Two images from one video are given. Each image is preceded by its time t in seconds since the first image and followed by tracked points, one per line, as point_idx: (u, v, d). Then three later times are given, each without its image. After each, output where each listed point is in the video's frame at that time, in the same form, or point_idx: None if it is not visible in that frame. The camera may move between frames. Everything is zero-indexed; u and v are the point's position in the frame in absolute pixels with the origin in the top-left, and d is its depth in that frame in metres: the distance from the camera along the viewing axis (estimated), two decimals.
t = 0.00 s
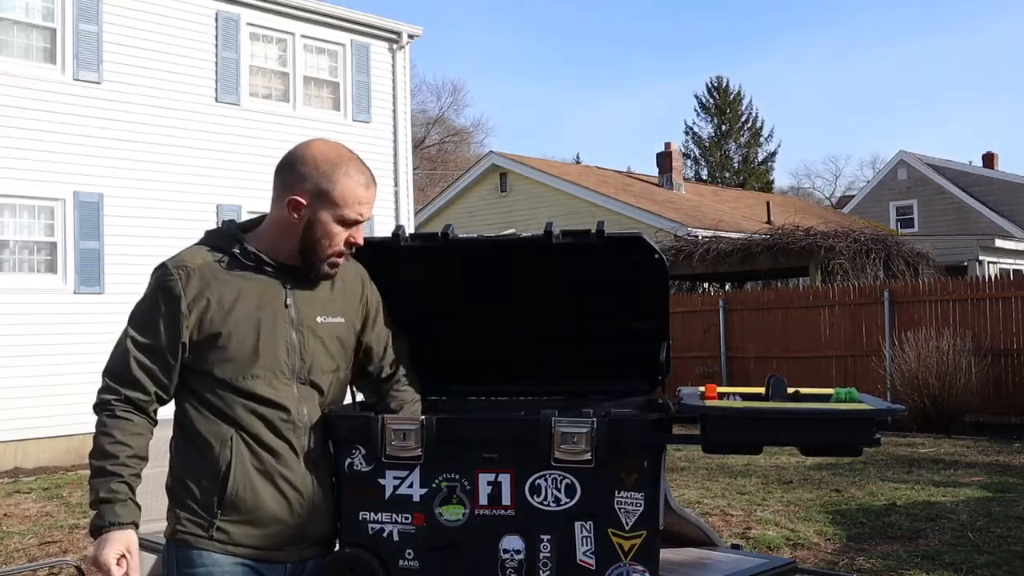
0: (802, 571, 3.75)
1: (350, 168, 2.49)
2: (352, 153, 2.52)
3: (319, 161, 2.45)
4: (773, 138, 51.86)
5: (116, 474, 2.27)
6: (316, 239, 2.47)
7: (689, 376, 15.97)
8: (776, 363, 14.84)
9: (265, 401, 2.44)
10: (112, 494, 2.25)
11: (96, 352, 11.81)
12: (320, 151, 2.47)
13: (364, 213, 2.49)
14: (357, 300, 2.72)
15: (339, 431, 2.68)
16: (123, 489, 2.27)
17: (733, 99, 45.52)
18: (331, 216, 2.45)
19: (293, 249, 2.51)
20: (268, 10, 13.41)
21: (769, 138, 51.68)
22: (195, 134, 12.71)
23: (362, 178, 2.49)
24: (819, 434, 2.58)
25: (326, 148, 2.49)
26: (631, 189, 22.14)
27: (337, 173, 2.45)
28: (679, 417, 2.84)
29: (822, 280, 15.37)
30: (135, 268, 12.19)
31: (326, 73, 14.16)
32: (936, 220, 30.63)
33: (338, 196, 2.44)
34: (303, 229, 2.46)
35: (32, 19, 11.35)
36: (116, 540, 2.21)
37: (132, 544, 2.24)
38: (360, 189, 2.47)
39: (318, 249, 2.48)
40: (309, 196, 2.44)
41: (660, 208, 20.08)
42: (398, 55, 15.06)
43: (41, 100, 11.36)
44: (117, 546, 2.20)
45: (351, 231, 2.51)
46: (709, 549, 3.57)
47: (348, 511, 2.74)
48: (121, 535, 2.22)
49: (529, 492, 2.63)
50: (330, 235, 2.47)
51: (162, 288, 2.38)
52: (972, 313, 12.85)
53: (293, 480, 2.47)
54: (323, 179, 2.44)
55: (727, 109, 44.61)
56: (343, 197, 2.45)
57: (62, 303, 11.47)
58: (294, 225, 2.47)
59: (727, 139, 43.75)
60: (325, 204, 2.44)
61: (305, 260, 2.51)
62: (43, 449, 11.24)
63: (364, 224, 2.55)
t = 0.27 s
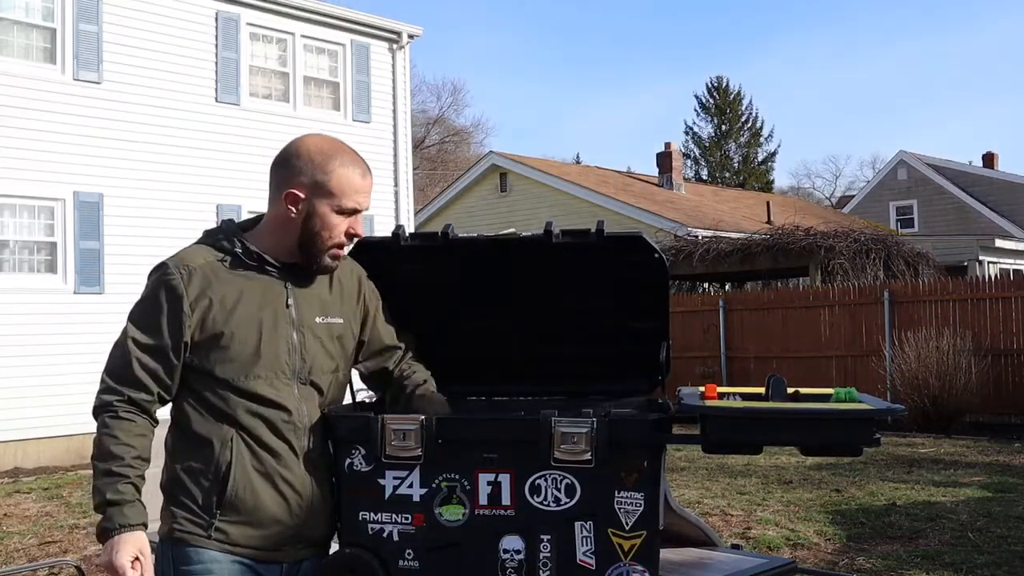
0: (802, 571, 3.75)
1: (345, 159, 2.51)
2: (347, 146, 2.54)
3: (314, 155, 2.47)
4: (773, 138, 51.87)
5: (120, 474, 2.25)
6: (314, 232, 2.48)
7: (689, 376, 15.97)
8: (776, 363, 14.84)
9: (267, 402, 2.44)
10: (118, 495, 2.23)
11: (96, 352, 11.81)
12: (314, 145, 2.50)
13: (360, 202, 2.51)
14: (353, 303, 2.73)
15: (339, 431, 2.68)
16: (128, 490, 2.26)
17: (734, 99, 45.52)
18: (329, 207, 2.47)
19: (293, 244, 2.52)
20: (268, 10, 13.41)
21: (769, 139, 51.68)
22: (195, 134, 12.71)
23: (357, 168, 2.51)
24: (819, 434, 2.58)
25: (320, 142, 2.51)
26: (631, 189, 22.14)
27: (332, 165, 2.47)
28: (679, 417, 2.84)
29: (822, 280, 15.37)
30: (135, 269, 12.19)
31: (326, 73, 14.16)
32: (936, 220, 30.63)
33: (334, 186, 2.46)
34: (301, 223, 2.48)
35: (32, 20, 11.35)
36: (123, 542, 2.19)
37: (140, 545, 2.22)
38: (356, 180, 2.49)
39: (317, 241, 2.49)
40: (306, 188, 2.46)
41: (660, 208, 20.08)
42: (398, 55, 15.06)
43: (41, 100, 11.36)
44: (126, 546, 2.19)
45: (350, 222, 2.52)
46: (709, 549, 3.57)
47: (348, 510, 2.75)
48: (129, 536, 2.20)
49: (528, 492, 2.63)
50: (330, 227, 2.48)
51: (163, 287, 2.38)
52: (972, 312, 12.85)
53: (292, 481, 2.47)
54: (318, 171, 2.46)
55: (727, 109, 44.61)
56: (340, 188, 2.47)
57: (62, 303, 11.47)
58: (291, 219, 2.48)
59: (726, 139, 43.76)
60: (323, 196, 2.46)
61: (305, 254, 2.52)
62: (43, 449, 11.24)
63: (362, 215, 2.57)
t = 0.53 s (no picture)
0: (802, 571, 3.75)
1: (326, 148, 2.52)
2: (327, 133, 2.55)
3: (295, 145, 2.48)
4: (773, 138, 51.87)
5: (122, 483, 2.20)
6: (304, 223, 2.49)
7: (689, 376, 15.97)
8: (776, 363, 14.84)
9: (263, 404, 2.43)
10: (121, 505, 2.18)
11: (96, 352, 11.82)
12: (295, 136, 2.50)
13: (346, 189, 2.52)
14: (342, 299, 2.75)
15: (340, 431, 2.72)
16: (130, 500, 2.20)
17: (733, 99, 45.52)
18: (315, 197, 2.48)
19: (282, 239, 2.53)
20: (268, 10, 13.41)
21: (769, 138, 51.68)
22: (195, 134, 12.71)
23: (339, 155, 2.52)
24: (819, 434, 2.58)
25: (299, 132, 2.52)
26: (631, 189, 22.13)
27: (313, 154, 2.48)
28: (679, 417, 2.84)
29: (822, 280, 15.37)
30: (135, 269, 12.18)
31: (326, 73, 14.16)
32: (936, 220, 30.64)
33: (317, 175, 2.47)
34: (288, 215, 2.49)
35: (33, 20, 11.35)
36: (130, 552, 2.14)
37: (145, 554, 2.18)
38: (339, 167, 2.50)
39: (308, 233, 2.50)
40: (290, 179, 2.46)
41: (660, 208, 20.08)
42: (398, 55, 15.05)
43: (41, 100, 11.35)
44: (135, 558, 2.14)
45: (337, 211, 2.53)
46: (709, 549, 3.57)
47: (349, 511, 2.77)
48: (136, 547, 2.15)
49: (529, 492, 2.63)
50: (318, 217, 2.49)
51: (156, 286, 2.33)
52: (972, 313, 12.84)
53: (287, 485, 2.47)
54: (301, 161, 2.46)
55: (727, 109, 44.62)
56: (323, 176, 2.47)
57: (62, 303, 11.47)
58: (278, 213, 2.50)
59: (726, 139, 43.73)
60: (308, 186, 2.47)
61: (295, 247, 2.53)
62: (43, 449, 11.24)
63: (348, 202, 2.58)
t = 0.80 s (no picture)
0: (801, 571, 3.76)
1: (276, 128, 2.45)
2: (273, 109, 2.48)
3: (245, 128, 2.41)
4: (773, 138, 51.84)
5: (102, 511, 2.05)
6: (258, 207, 2.44)
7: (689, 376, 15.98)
8: (777, 363, 14.84)
9: (237, 408, 2.37)
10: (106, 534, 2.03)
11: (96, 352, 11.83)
12: (243, 118, 2.43)
13: (299, 167, 2.46)
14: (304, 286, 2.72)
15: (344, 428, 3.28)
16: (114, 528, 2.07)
17: (734, 99, 45.49)
18: (271, 180, 2.42)
19: (237, 227, 2.47)
20: (268, 10, 13.40)
21: (769, 138, 51.66)
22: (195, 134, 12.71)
23: (287, 131, 2.45)
24: (821, 435, 2.58)
25: (244, 112, 2.45)
26: (630, 189, 22.13)
27: (264, 136, 2.41)
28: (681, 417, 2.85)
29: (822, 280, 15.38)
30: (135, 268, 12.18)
31: (326, 73, 14.16)
32: (936, 220, 30.62)
33: (271, 157, 2.41)
34: (243, 200, 2.43)
35: (33, 20, 11.34)
36: None
37: None
38: (293, 148, 2.45)
39: (264, 217, 2.44)
40: (244, 163, 2.40)
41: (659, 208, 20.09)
42: (398, 55, 15.05)
43: (41, 100, 11.35)
44: None
45: (293, 192, 2.48)
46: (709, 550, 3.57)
47: (358, 509, 3.32)
48: None
49: (529, 493, 3.14)
50: (275, 201, 2.44)
51: (113, 291, 2.20)
52: (972, 313, 12.84)
53: (266, 491, 2.41)
54: (248, 142, 2.40)
55: (727, 109, 44.58)
56: (278, 159, 2.42)
57: (62, 302, 11.47)
58: (230, 199, 2.43)
59: (726, 138, 43.71)
60: (263, 169, 2.41)
61: (251, 234, 2.47)
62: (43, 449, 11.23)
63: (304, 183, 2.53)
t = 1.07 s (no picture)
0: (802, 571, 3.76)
1: (237, 109, 2.31)
2: (230, 89, 2.33)
3: (204, 107, 2.27)
4: (772, 138, 51.85)
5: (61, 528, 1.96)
6: (217, 194, 2.30)
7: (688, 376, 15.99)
8: (776, 363, 14.85)
9: (205, 404, 2.25)
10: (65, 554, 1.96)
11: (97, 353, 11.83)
12: (201, 96, 2.29)
13: (260, 152, 2.33)
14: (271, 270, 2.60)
15: (341, 431, 3.36)
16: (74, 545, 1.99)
17: (734, 98, 45.49)
18: (233, 165, 2.29)
19: (196, 214, 2.34)
20: (268, 10, 13.40)
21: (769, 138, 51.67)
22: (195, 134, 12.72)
23: (247, 114, 2.31)
24: (820, 435, 2.59)
25: (199, 92, 2.30)
26: (630, 189, 22.13)
27: (225, 117, 2.27)
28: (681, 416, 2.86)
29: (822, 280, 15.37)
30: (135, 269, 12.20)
31: (326, 73, 14.16)
32: (936, 220, 30.63)
33: (232, 141, 2.27)
34: (201, 186, 2.29)
35: (33, 20, 11.34)
36: None
37: None
38: (255, 130, 2.31)
39: (224, 205, 2.31)
40: (203, 147, 2.26)
41: (659, 208, 20.09)
42: (398, 55, 15.05)
43: (40, 100, 11.35)
44: None
45: (254, 177, 2.34)
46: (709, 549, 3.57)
47: (354, 511, 3.40)
48: None
49: (529, 492, 3.17)
50: (236, 187, 2.31)
51: (62, 290, 2.09)
52: (972, 313, 12.84)
53: (243, 487, 2.30)
54: (206, 125, 2.26)
55: (727, 109, 44.59)
56: (239, 143, 2.28)
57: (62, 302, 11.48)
58: (187, 185, 2.30)
59: (726, 139, 43.73)
60: (223, 154, 2.27)
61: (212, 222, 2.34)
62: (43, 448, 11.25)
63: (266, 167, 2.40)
